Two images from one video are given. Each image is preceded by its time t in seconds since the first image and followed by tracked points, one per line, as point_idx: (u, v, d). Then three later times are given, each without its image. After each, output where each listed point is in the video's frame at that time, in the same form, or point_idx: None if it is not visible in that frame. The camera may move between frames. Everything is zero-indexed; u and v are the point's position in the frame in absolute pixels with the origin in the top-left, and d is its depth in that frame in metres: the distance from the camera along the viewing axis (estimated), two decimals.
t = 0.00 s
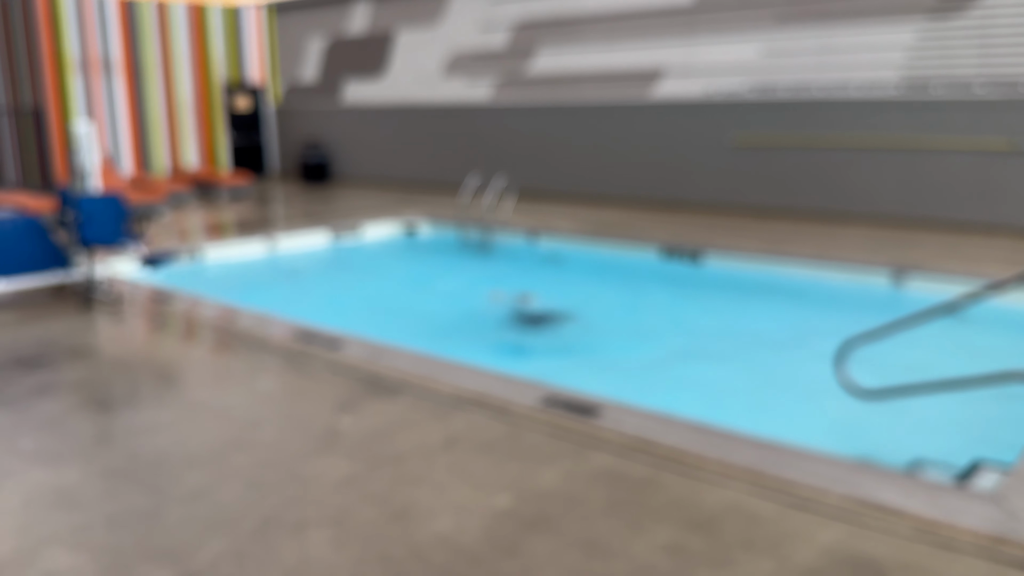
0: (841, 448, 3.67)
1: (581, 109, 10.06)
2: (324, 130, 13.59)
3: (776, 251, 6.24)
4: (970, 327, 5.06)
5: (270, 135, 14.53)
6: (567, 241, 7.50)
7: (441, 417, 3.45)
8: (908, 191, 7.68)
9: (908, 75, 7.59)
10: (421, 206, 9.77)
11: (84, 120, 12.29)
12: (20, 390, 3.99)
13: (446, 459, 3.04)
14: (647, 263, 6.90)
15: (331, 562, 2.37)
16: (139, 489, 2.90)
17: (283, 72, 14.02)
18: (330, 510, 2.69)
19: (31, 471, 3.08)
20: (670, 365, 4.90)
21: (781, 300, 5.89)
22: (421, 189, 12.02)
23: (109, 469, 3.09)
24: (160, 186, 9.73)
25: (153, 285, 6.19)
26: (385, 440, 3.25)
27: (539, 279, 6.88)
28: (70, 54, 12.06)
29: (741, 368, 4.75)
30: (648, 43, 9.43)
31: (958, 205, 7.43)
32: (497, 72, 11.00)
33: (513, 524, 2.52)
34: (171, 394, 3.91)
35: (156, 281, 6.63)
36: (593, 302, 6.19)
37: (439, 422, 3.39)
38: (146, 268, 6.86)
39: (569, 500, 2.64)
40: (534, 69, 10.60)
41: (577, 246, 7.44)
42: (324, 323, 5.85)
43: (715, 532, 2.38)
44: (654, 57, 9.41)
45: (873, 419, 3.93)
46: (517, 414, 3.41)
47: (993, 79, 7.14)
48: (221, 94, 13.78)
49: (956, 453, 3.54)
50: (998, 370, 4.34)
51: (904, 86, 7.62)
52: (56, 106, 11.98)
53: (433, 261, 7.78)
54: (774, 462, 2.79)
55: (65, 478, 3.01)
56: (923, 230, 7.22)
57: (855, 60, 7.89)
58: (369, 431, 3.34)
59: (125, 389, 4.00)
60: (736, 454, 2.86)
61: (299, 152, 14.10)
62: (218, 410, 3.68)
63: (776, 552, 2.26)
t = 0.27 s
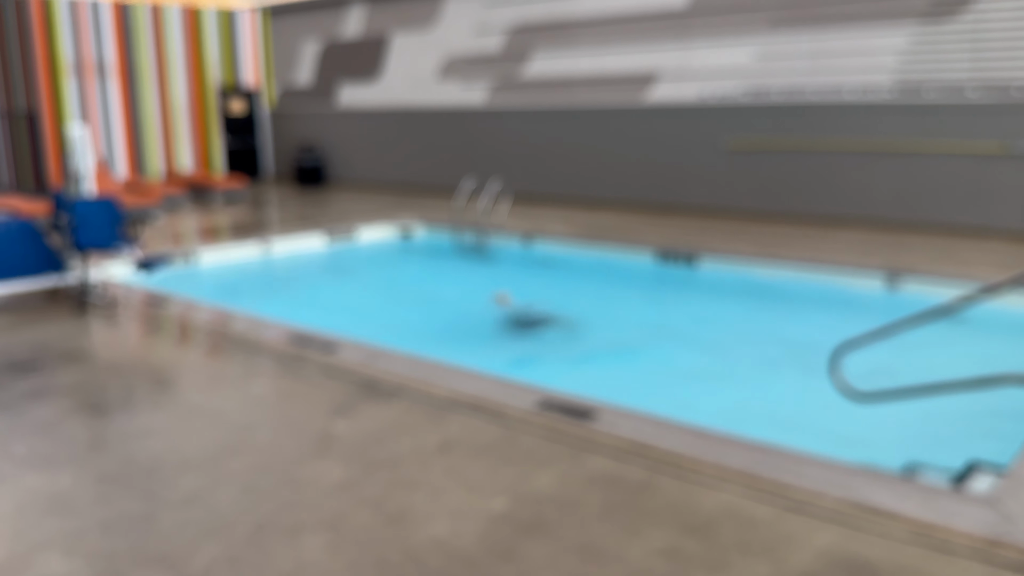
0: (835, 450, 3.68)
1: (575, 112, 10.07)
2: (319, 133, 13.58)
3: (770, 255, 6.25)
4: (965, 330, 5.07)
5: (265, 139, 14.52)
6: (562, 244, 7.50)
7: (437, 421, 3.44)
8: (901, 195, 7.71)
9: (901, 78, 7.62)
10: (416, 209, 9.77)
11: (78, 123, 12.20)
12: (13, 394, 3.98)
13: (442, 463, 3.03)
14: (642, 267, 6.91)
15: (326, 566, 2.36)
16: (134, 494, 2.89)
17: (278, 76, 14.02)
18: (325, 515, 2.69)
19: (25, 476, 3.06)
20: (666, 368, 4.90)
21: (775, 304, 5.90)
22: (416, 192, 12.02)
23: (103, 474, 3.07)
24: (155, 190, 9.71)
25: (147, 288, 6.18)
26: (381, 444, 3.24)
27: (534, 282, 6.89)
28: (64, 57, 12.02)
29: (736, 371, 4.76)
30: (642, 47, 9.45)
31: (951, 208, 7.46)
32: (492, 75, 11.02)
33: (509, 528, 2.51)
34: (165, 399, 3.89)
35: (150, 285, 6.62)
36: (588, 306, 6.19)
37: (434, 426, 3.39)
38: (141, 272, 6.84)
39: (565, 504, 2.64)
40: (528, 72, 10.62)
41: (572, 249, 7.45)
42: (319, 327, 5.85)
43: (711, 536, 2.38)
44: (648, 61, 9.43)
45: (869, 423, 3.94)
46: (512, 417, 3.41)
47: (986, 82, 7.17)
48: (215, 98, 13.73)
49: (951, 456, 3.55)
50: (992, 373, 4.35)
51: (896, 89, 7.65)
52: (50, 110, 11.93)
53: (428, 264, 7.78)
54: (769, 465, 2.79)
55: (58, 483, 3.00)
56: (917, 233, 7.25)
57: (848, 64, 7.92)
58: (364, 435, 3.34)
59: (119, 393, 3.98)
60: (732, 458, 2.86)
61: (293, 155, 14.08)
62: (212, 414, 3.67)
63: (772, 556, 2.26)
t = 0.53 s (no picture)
0: (832, 452, 3.68)
1: (572, 113, 10.08)
2: (315, 134, 13.56)
3: (768, 256, 6.26)
4: (961, 332, 5.08)
5: (261, 140, 14.50)
6: (558, 245, 7.50)
7: (433, 423, 3.44)
8: (897, 196, 7.72)
9: (898, 79, 7.63)
10: (412, 211, 9.76)
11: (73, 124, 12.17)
12: (8, 396, 3.96)
13: (438, 464, 3.03)
14: (639, 268, 6.92)
15: (323, 569, 2.35)
16: (130, 496, 2.88)
17: (274, 77, 14.01)
18: (321, 517, 2.68)
19: (20, 478, 3.06)
20: (662, 369, 4.91)
21: (773, 305, 5.92)
22: (412, 193, 12.01)
23: (98, 476, 3.07)
24: (151, 192, 9.69)
25: (143, 290, 6.17)
26: (377, 446, 3.23)
27: (530, 283, 6.89)
28: (60, 58, 11.98)
29: (732, 372, 4.77)
30: (639, 49, 9.47)
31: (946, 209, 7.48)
32: (488, 77, 11.02)
33: (506, 530, 2.51)
34: (161, 401, 3.89)
35: (145, 286, 6.60)
36: (585, 307, 6.20)
37: (431, 428, 3.38)
38: (136, 273, 6.83)
39: (561, 506, 2.64)
40: (525, 73, 10.62)
41: (569, 250, 7.45)
42: (314, 328, 5.84)
43: (708, 538, 2.38)
44: (644, 62, 9.45)
45: (864, 424, 3.95)
46: (508, 419, 3.41)
47: (982, 84, 7.18)
48: (211, 99, 13.71)
49: (947, 457, 3.56)
50: (989, 374, 4.36)
51: (892, 90, 7.66)
52: (46, 111, 11.90)
53: (425, 266, 7.77)
54: (767, 467, 2.79)
55: (53, 485, 2.99)
56: (912, 235, 7.26)
57: (844, 65, 7.93)
58: (361, 437, 3.33)
59: (114, 395, 3.97)
60: (728, 459, 2.86)
61: (289, 157, 14.06)
62: (208, 416, 3.66)
63: (769, 558, 2.26)
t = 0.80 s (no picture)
0: (830, 451, 3.68)
1: (569, 113, 10.07)
2: (312, 134, 13.55)
3: (765, 255, 6.26)
4: (959, 331, 5.09)
5: (258, 139, 14.49)
6: (555, 245, 7.50)
7: (431, 422, 3.44)
8: (894, 195, 7.73)
9: (894, 79, 7.64)
10: (409, 210, 9.75)
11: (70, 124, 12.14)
12: (5, 396, 3.95)
13: (437, 464, 3.03)
14: (636, 267, 6.93)
15: (321, 569, 2.35)
16: (127, 497, 2.88)
17: (271, 77, 13.99)
18: (319, 517, 2.68)
19: (17, 478, 3.05)
20: (659, 369, 4.91)
21: (771, 304, 5.92)
22: (409, 193, 12.00)
23: (96, 476, 3.06)
24: (148, 191, 9.68)
25: (140, 290, 6.16)
26: (375, 446, 3.23)
27: (528, 282, 6.89)
28: (57, 58, 11.97)
29: (730, 371, 4.76)
30: (635, 48, 9.47)
31: (943, 208, 7.49)
32: (485, 76, 11.02)
33: (504, 530, 2.51)
34: (159, 401, 3.88)
35: (142, 286, 6.59)
36: (582, 306, 6.20)
37: (429, 428, 3.38)
38: (132, 273, 6.81)
39: (560, 505, 2.64)
40: (521, 73, 10.62)
41: (566, 250, 7.45)
42: (311, 328, 5.83)
43: (707, 537, 2.38)
44: (641, 62, 9.45)
45: (862, 422, 3.96)
46: (506, 418, 3.41)
47: (979, 83, 7.19)
48: (208, 98, 13.67)
49: (944, 456, 3.57)
50: (986, 373, 4.37)
51: (889, 90, 7.67)
52: (42, 111, 11.88)
53: (422, 265, 7.76)
54: (765, 466, 2.79)
55: (51, 486, 2.98)
56: (909, 234, 7.27)
57: (841, 65, 7.94)
58: (359, 437, 3.33)
59: (112, 395, 3.96)
60: (726, 459, 2.86)
61: (286, 156, 14.05)
62: (206, 416, 3.65)
63: (767, 557, 2.26)
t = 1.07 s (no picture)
0: (829, 450, 3.68)
1: (568, 112, 10.07)
2: (310, 133, 13.54)
3: (764, 254, 6.27)
4: (957, 330, 5.10)
5: (257, 139, 14.48)
6: (554, 244, 7.50)
7: (430, 421, 3.44)
8: (892, 194, 7.74)
9: (892, 78, 7.65)
10: (408, 209, 9.75)
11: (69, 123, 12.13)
12: (3, 395, 3.95)
13: (435, 463, 3.03)
14: (635, 266, 6.93)
15: (320, 569, 2.35)
16: (126, 496, 2.88)
17: (269, 76, 13.98)
18: (318, 516, 2.68)
19: (16, 477, 3.05)
20: (658, 368, 4.91)
21: (770, 304, 5.92)
22: (408, 193, 12.00)
23: (95, 475, 3.06)
24: (146, 191, 9.67)
25: (138, 289, 6.15)
26: (374, 445, 3.23)
27: (527, 282, 6.89)
28: (55, 57, 11.96)
29: (729, 371, 4.77)
30: (634, 48, 9.47)
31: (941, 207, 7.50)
32: (484, 75, 11.01)
33: (503, 529, 2.51)
34: (157, 400, 3.88)
35: (141, 285, 6.58)
36: (581, 306, 6.19)
37: (428, 427, 3.37)
38: (131, 273, 6.80)
39: (559, 504, 2.64)
40: (520, 72, 10.62)
41: (565, 249, 7.45)
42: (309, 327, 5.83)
43: (706, 536, 2.39)
44: (639, 61, 9.46)
45: (861, 422, 3.97)
46: (505, 418, 3.41)
47: (976, 82, 7.21)
48: (206, 97, 13.64)
49: (942, 455, 3.57)
50: (984, 372, 4.37)
51: (887, 89, 7.68)
52: (41, 110, 11.88)
53: (421, 264, 7.77)
54: (765, 465, 2.79)
55: (49, 485, 2.98)
56: (907, 234, 7.28)
57: (838, 64, 7.95)
58: (358, 436, 3.33)
59: (111, 395, 3.96)
60: (725, 458, 2.86)
61: (284, 155, 14.04)
62: (204, 415, 3.65)
63: (766, 556, 2.26)
